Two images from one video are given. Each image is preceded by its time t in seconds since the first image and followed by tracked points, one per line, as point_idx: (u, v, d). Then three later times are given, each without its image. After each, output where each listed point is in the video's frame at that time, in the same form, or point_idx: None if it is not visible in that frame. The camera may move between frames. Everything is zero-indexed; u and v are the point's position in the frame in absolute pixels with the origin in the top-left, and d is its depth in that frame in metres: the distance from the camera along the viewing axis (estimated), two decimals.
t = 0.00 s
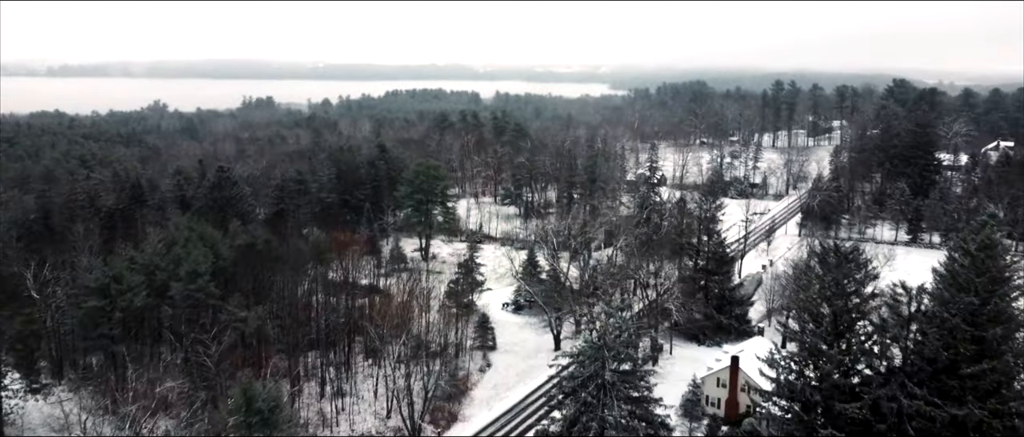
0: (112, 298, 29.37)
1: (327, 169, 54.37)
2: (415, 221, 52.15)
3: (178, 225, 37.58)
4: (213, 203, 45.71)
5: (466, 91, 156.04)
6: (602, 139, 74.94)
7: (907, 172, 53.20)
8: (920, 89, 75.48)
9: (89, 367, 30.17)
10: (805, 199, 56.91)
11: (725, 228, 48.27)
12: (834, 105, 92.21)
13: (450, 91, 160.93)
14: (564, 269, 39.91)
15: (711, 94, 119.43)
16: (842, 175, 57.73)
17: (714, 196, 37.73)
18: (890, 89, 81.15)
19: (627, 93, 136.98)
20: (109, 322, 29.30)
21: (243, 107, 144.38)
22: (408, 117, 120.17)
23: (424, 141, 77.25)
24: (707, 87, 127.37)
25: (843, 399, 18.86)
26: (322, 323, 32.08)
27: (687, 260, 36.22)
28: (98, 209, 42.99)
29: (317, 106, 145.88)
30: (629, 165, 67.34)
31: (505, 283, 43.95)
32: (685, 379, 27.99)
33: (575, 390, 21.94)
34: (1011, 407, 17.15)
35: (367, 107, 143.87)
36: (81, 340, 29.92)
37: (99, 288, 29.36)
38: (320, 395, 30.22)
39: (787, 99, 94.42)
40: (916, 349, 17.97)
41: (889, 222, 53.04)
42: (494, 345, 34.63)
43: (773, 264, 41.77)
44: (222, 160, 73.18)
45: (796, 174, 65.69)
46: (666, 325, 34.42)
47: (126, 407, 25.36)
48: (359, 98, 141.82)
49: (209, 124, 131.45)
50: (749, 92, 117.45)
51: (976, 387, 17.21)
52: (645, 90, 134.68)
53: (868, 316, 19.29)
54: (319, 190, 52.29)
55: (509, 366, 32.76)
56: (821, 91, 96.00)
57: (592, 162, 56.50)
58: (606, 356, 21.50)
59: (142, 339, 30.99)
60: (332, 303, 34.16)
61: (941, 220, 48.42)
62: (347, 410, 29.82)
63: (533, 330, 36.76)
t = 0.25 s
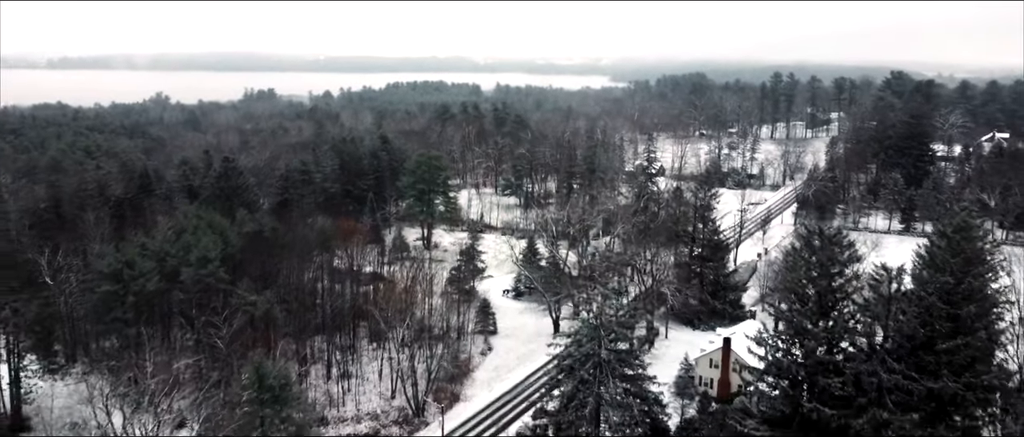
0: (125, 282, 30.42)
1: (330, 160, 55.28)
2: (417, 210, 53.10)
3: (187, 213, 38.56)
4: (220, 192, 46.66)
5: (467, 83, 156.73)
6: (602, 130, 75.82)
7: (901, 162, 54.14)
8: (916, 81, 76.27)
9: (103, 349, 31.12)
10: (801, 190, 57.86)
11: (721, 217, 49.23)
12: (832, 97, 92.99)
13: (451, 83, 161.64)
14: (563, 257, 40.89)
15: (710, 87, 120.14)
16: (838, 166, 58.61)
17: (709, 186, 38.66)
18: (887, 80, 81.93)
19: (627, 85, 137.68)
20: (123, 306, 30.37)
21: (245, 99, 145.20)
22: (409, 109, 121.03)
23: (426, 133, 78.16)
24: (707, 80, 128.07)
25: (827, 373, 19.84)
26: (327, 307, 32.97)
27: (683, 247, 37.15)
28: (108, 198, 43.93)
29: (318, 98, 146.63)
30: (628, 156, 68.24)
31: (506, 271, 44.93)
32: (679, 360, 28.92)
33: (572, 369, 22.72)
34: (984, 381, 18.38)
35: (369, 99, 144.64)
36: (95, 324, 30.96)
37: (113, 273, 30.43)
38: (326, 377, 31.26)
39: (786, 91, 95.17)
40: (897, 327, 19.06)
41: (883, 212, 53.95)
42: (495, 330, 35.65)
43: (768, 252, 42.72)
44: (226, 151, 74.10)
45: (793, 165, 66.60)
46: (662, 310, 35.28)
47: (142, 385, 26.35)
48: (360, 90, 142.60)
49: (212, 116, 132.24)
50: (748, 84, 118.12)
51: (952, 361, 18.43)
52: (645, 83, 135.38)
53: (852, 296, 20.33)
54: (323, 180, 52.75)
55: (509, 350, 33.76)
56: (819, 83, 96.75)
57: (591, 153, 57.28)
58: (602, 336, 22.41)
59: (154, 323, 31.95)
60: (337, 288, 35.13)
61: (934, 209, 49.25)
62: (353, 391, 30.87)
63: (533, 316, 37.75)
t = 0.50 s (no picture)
0: (137, 269, 31.50)
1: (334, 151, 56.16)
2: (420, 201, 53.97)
3: (195, 202, 39.48)
4: (226, 183, 47.57)
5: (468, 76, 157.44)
6: (602, 123, 76.60)
7: (897, 154, 55.00)
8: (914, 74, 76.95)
9: (115, 335, 32.09)
10: (798, 181, 58.72)
11: (719, 208, 50.07)
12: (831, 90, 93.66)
13: (452, 76, 162.33)
14: (563, 246, 41.78)
15: (710, 79, 120.78)
16: (835, 158, 59.40)
17: (706, 176, 39.47)
18: (886, 73, 82.53)
19: (628, 78, 138.35)
20: (134, 293, 31.37)
21: (248, 92, 146.10)
22: (411, 102, 121.83)
23: (428, 125, 78.98)
24: (707, 73, 128.74)
25: (814, 353, 20.77)
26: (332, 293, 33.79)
27: (680, 236, 37.98)
28: (117, 188, 44.81)
29: (320, 91, 147.40)
30: (627, 148, 69.05)
31: (507, 260, 45.88)
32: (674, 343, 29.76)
33: (572, 349, 23.90)
34: (963, 359, 19.16)
35: (370, 92, 145.42)
36: (107, 310, 31.94)
37: (126, 261, 31.51)
38: (331, 362, 32.21)
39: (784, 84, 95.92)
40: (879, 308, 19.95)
41: (878, 202, 54.80)
42: (496, 317, 36.58)
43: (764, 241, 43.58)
44: (231, 143, 75.03)
45: (791, 157, 67.42)
46: (659, 297, 36.13)
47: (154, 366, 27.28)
48: (362, 83, 143.35)
49: (214, 108, 133.06)
50: (748, 77, 118.80)
51: (932, 339, 19.25)
52: (646, 76, 136.05)
53: (838, 279, 21.22)
54: (326, 171, 52.94)
55: (510, 335, 34.68)
56: (818, 76, 97.49)
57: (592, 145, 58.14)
58: (600, 318, 23.53)
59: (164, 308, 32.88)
60: (342, 276, 36.06)
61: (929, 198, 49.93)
62: (358, 374, 31.83)
63: (534, 303, 38.69)
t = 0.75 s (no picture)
0: (147, 258, 32.72)
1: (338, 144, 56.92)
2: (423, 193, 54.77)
3: (203, 193, 40.29)
4: (232, 174, 48.37)
5: (470, 70, 158.08)
6: (602, 116, 77.33)
7: (894, 147, 55.65)
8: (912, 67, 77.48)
9: (128, 321, 33.26)
10: (795, 173, 59.47)
11: (717, 199, 50.86)
12: (830, 83, 94.18)
13: (454, 69, 162.90)
14: (563, 236, 42.57)
15: (711, 72, 121.27)
16: (833, 150, 60.08)
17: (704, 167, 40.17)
18: (886, 66, 83.01)
19: (629, 71, 138.83)
20: (145, 281, 32.63)
21: (250, 85, 146.87)
22: (413, 95, 122.45)
23: (430, 118, 79.72)
24: (708, 66, 129.24)
25: (804, 336, 21.60)
26: (337, 281, 34.52)
27: (678, 226, 38.73)
28: (125, 179, 45.65)
29: (322, 85, 148.01)
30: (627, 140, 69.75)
31: (508, 250, 46.71)
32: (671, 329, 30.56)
33: (570, 334, 24.62)
34: (946, 340, 19.94)
35: (372, 85, 146.09)
36: (120, 297, 33.20)
37: (137, 249, 32.97)
38: (337, 348, 33.07)
39: (785, 77, 96.44)
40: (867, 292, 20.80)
41: (875, 194, 55.53)
42: (498, 305, 37.40)
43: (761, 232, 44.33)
44: (235, 135, 75.88)
45: (789, 149, 68.11)
46: (658, 286, 36.93)
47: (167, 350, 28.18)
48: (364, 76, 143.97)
49: (217, 102, 133.78)
50: (749, 70, 119.29)
51: (916, 322, 20.05)
52: (647, 69, 136.54)
53: (828, 265, 22.06)
54: (331, 164, 54.18)
55: (511, 323, 35.52)
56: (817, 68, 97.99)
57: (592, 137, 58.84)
58: (597, 303, 24.19)
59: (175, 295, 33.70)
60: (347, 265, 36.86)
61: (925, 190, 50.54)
62: (364, 360, 32.70)
63: (534, 292, 39.53)
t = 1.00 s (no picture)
0: (156, 247, 33.65)
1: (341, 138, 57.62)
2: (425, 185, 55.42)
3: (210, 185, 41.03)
4: (238, 167, 49.10)
5: (472, 64, 158.55)
6: (603, 110, 77.94)
7: (891, 140, 56.19)
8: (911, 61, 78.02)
9: (137, 309, 33.99)
10: (794, 166, 60.11)
11: (715, 192, 51.54)
12: (831, 77, 94.62)
13: (456, 64, 163.39)
14: (563, 227, 43.26)
15: (713, 67, 121.66)
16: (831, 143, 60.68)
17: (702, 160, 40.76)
18: (886, 60, 83.42)
19: (631, 66, 139.18)
20: (154, 269, 33.44)
21: (253, 80, 147.57)
22: (415, 89, 123.06)
23: (432, 111, 80.35)
24: (709, 60, 129.62)
25: (794, 321, 22.42)
26: (341, 271, 35.24)
27: (677, 218, 39.34)
28: (133, 171, 46.42)
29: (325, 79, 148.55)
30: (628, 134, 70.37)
31: (509, 242, 47.39)
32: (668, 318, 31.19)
33: (570, 320, 25.40)
34: (932, 326, 20.52)
35: (375, 79, 146.64)
36: (130, 285, 34.05)
37: (146, 239, 33.99)
38: (342, 336, 33.80)
39: (785, 71, 96.87)
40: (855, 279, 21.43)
41: (872, 187, 56.10)
42: (499, 294, 38.11)
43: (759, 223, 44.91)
44: (239, 129, 76.60)
45: (788, 143, 68.69)
46: (656, 276, 37.56)
47: (177, 336, 28.99)
48: (367, 71, 144.53)
49: (220, 96, 134.41)
50: (750, 65, 119.66)
51: (903, 308, 20.67)
52: (648, 63, 136.92)
53: (819, 253, 22.78)
54: (334, 157, 54.82)
55: (512, 312, 36.21)
56: (818, 63, 98.43)
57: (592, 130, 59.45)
58: (597, 290, 25.00)
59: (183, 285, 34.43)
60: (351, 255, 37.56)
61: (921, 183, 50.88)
62: (368, 348, 33.43)
63: (535, 282, 40.23)
